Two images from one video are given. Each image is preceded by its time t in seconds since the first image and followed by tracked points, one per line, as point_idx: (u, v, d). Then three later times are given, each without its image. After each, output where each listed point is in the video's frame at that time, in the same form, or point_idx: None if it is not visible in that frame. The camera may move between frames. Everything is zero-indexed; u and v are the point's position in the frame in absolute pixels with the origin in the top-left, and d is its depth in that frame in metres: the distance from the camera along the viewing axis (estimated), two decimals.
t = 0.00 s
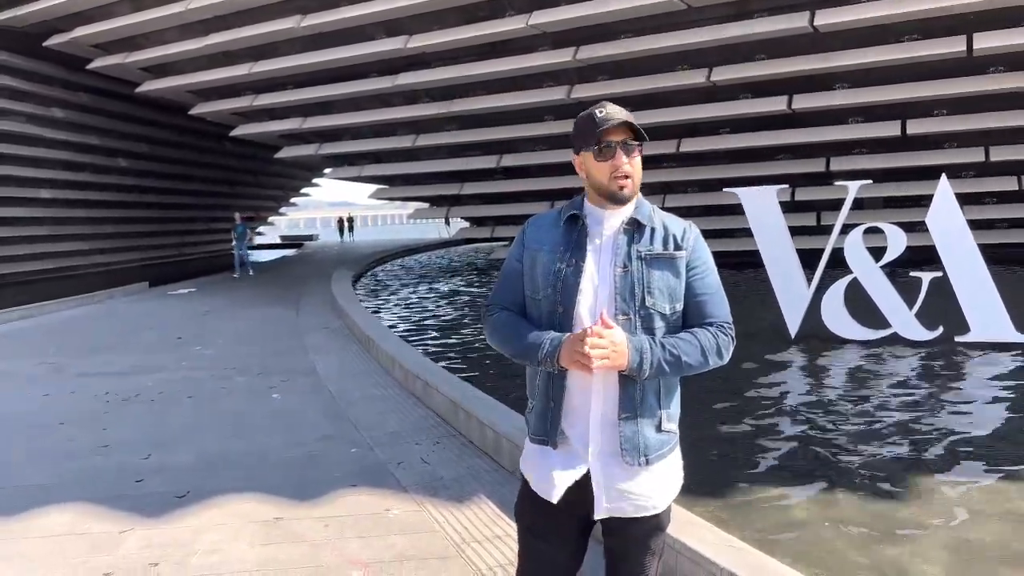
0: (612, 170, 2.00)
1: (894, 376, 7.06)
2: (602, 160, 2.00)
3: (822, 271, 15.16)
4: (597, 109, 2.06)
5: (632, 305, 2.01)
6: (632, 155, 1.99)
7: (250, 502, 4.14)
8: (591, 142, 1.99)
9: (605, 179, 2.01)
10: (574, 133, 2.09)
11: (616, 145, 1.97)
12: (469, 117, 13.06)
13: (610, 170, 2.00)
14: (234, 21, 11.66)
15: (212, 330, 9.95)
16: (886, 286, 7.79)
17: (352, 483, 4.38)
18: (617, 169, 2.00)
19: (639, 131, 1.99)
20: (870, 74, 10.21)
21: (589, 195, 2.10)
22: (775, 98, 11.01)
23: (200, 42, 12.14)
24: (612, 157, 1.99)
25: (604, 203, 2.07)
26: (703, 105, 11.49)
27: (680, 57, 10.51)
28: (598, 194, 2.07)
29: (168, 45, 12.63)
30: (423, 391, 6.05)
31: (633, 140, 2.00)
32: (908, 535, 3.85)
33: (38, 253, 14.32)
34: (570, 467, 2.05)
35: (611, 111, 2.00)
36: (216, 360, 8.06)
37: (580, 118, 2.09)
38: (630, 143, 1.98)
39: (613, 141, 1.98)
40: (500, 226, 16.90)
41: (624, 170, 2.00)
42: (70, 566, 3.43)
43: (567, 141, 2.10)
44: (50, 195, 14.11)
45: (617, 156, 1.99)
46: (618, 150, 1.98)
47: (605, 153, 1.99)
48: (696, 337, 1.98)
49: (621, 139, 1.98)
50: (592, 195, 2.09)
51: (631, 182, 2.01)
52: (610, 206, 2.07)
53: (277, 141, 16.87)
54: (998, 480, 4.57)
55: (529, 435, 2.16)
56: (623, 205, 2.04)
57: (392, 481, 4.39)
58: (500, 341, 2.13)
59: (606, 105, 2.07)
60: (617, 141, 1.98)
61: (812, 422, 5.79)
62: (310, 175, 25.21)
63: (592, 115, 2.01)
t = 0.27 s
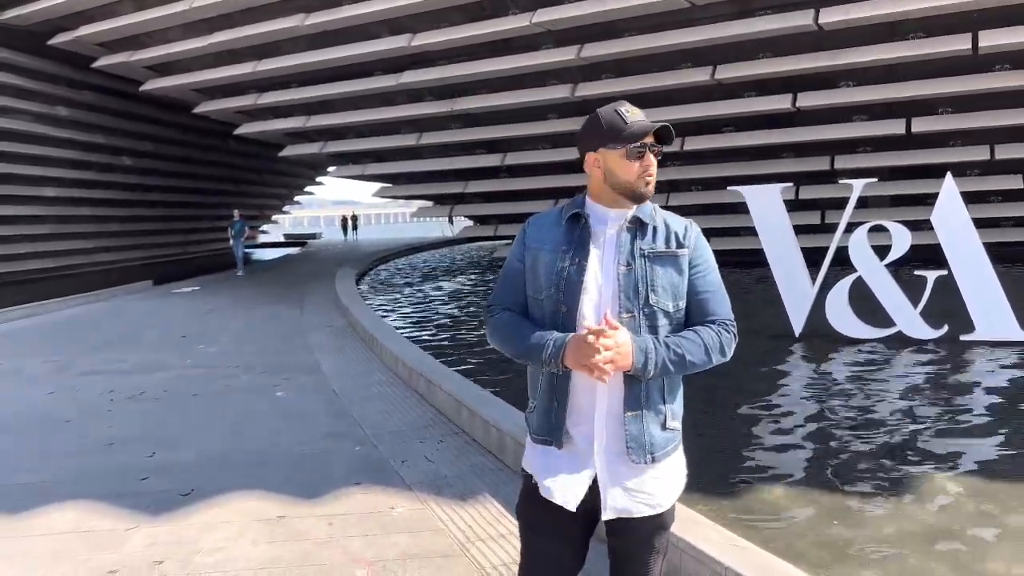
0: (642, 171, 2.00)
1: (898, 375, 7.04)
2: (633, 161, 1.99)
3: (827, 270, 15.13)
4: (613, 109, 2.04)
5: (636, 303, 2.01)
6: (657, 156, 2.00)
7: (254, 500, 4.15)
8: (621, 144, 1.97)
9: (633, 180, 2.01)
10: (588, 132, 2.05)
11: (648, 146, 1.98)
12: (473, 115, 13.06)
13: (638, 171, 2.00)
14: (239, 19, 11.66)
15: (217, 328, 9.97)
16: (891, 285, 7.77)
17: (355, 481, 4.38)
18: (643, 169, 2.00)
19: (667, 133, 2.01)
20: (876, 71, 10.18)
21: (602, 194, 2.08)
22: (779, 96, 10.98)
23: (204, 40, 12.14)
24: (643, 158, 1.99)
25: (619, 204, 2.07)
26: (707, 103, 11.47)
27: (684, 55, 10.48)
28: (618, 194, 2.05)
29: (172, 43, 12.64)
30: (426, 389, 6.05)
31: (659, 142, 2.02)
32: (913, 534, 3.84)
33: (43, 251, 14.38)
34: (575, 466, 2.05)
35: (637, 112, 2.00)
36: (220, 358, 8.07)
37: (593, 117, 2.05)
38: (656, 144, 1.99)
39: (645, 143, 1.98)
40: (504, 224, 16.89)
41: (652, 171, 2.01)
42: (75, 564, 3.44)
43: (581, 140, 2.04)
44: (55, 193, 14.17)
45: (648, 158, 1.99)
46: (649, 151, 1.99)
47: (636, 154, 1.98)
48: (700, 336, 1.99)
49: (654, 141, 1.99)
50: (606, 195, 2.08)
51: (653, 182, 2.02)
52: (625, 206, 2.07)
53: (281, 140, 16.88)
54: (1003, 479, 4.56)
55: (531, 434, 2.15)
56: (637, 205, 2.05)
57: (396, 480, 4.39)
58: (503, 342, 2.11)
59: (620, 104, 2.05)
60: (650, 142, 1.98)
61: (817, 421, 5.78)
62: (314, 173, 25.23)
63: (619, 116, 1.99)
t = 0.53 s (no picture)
0: (644, 170, 2.00)
1: (902, 374, 7.03)
2: (635, 160, 1.99)
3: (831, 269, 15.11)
4: (613, 108, 2.03)
5: (639, 300, 2.01)
6: (657, 156, 2.01)
7: (259, 497, 4.16)
8: (626, 142, 1.96)
9: (635, 180, 2.01)
10: (587, 130, 2.03)
11: (651, 146, 1.99)
12: (477, 113, 13.05)
13: (640, 171, 2.00)
14: (243, 18, 11.68)
15: (221, 327, 9.98)
16: (896, 283, 7.76)
17: (360, 479, 4.39)
18: (644, 168, 2.01)
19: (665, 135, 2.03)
20: (881, 70, 10.16)
21: (599, 193, 2.07)
22: (783, 94, 10.97)
23: (208, 39, 12.16)
24: (646, 158, 1.99)
25: (618, 203, 2.06)
26: (711, 102, 11.46)
27: (688, 53, 10.46)
28: (617, 193, 2.04)
29: (176, 42, 12.66)
30: (431, 387, 6.06)
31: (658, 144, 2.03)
32: (917, 533, 3.83)
33: (48, 249, 14.46)
34: (580, 467, 2.03)
35: (637, 113, 2.01)
36: (225, 356, 8.09)
37: (592, 115, 2.03)
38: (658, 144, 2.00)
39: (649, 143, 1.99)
40: (508, 223, 16.89)
41: (652, 171, 2.02)
42: (81, 561, 3.46)
43: (581, 138, 2.02)
44: (59, 192, 14.23)
45: (650, 158, 2.00)
46: (652, 151, 2.00)
47: (639, 154, 1.98)
48: (701, 331, 2.01)
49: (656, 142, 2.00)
50: (604, 193, 2.06)
51: (653, 182, 2.03)
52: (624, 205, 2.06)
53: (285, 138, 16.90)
54: (1008, 478, 4.55)
55: (531, 436, 2.11)
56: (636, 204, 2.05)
57: (401, 477, 4.40)
58: (502, 343, 2.05)
59: (619, 104, 2.05)
60: (652, 143, 1.99)
61: (820, 420, 5.78)
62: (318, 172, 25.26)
63: (620, 116, 1.99)
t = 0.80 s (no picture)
0: (626, 168, 1.95)
1: (906, 373, 7.01)
2: (617, 158, 1.93)
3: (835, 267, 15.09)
4: (592, 105, 1.98)
5: (628, 296, 1.98)
6: (637, 152, 1.96)
7: (263, 495, 4.16)
8: (607, 139, 1.91)
9: (616, 179, 1.95)
10: (568, 129, 1.98)
11: (633, 144, 1.94)
12: (481, 112, 13.05)
13: (622, 170, 1.95)
14: (247, 16, 11.67)
15: (225, 325, 9.98)
16: (900, 281, 7.73)
17: (364, 477, 4.39)
18: (625, 167, 1.96)
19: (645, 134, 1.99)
20: (887, 68, 10.14)
21: (581, 192, 2.01)
22: (788, 92, 10.95)
23: (212, 37, 12.16)
24: (628, 156, 1.94)
25: (598, 203, 2.01)
26: (716, 99, 11.44)
27: (693, 52, 10.45)
28: (599, 193, 1.98)
29: (180, 41, 12.66)
30: (434, 386, 6.05)
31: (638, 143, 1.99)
32: (922, 532, 3.82)
33: (53, 246, 14.51)
34: (575, 467, 1.99)
35: (617, 111, 1.96)
36: (229, 354, 8.10)
37: (572, 113, 1.98)
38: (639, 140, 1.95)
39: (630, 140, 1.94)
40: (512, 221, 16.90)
41: (633, 170, 1.97)
42: (86, 558, 3.46)
43: (562, 136, 1.96)
44: (64, 190, 14.28)
45: (632, 156, 1.95)
46: (633, 149, 1.94)
47: (621, 151, 1.92)
48: (687, 326, 2.01)
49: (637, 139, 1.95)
50: (586, 192, 2.00)
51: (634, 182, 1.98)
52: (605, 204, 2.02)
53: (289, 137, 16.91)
54: (1013, 477, 4.53)
55: (522, 440, 2.06)
56: (618, 202, 2.01)
57: (405, 476, 4.40)
58: (490, 348, 1.98)
59: (598, 102, 2.00)
60: (634, 140, 1.94)
61: (825, 419, 5.76)
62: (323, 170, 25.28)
63: (601, 114, 1.94)
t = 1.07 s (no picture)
0: (595, 166, 1.95)
1: (909, 371, 6.98)
2: (588, 157, 1.93)
3: (838, 266, 15.08)
4: (558, 103, 1.94)
5: (603, 293, 1.97)
6: (605, 152, 1.95)
7: (266, 493, 4.16)
8: (582, 139, 1.89)
9: (588, 178, 1.94)
10: (535, 129, 1.93)
11: (603, 142, 1.94)
12: (484, 110, 13.05)
13: (592, 168, 1.94)
14: (250, 15, 11.68)
15: (227, 324, 9.98)
16: (903, 279, 7.72)
17: (367, 476, 4.39)
18: (595, 166, 1.95)
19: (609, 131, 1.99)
20: (891, 66, 10.11)
21: (550, 192, 1.98)
22: (791, 90, 10.93)
23: (215, 36, 12.17)
24: (598, 154, 1.94)
25: (566, 201, 1.99)
26: (720, 97, 11.41)
27: (696, 50, 10.43)
28: (569, 191, 1.97)
29: (183, 39, 12.67)
30: (437, 384, 6.06)
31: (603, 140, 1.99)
32: (924, 531, 3.81)
33: (57, 245, 14.54)
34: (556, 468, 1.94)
35: (584, 108, 1.94)
36: (231, 353, 8.10)
37: (539, 113, 1.93)
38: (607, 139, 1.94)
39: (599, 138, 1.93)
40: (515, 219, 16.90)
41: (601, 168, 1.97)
42: (90, 556, 3.46)
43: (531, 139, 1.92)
44: (67, 188, 14.31)
45: (601, 154, 1.95)
46: (602, 147, 1.95)
47: (592, 149, 1.92)
48: (658, 321, 2.03)
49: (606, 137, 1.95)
50: (555, 191, 1.97)
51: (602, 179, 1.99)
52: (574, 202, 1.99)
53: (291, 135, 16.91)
54: (1016, 476, 4.52)
55: (498, 444, 1.98)
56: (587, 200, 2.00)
57: (407, 475, 4.39)
58: (466, 351, 1.91)
59: (564, 99, 1.96)
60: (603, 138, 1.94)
61: (827, 418, 5.74)
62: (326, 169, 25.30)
63: (569, 111, 1.92)
